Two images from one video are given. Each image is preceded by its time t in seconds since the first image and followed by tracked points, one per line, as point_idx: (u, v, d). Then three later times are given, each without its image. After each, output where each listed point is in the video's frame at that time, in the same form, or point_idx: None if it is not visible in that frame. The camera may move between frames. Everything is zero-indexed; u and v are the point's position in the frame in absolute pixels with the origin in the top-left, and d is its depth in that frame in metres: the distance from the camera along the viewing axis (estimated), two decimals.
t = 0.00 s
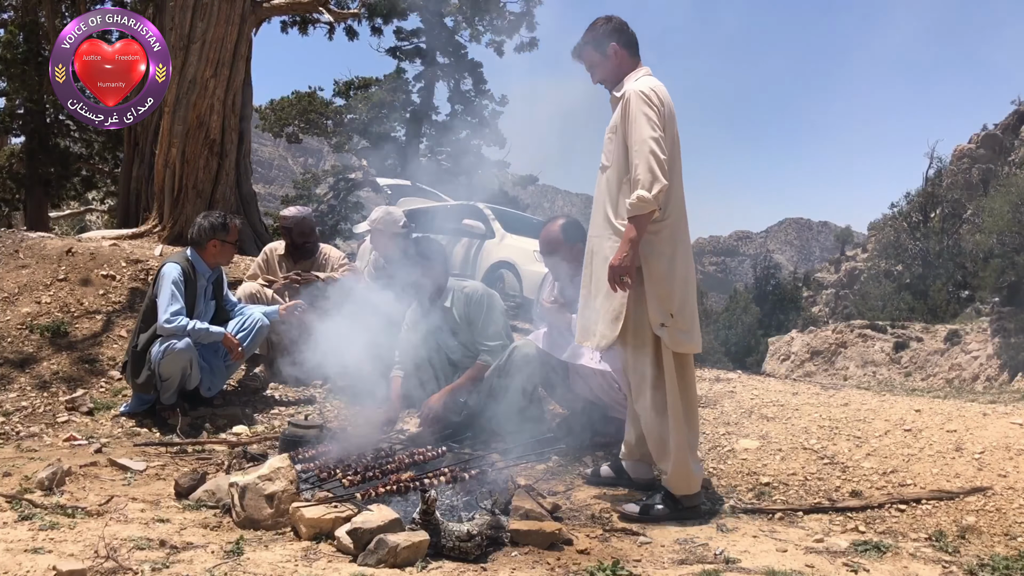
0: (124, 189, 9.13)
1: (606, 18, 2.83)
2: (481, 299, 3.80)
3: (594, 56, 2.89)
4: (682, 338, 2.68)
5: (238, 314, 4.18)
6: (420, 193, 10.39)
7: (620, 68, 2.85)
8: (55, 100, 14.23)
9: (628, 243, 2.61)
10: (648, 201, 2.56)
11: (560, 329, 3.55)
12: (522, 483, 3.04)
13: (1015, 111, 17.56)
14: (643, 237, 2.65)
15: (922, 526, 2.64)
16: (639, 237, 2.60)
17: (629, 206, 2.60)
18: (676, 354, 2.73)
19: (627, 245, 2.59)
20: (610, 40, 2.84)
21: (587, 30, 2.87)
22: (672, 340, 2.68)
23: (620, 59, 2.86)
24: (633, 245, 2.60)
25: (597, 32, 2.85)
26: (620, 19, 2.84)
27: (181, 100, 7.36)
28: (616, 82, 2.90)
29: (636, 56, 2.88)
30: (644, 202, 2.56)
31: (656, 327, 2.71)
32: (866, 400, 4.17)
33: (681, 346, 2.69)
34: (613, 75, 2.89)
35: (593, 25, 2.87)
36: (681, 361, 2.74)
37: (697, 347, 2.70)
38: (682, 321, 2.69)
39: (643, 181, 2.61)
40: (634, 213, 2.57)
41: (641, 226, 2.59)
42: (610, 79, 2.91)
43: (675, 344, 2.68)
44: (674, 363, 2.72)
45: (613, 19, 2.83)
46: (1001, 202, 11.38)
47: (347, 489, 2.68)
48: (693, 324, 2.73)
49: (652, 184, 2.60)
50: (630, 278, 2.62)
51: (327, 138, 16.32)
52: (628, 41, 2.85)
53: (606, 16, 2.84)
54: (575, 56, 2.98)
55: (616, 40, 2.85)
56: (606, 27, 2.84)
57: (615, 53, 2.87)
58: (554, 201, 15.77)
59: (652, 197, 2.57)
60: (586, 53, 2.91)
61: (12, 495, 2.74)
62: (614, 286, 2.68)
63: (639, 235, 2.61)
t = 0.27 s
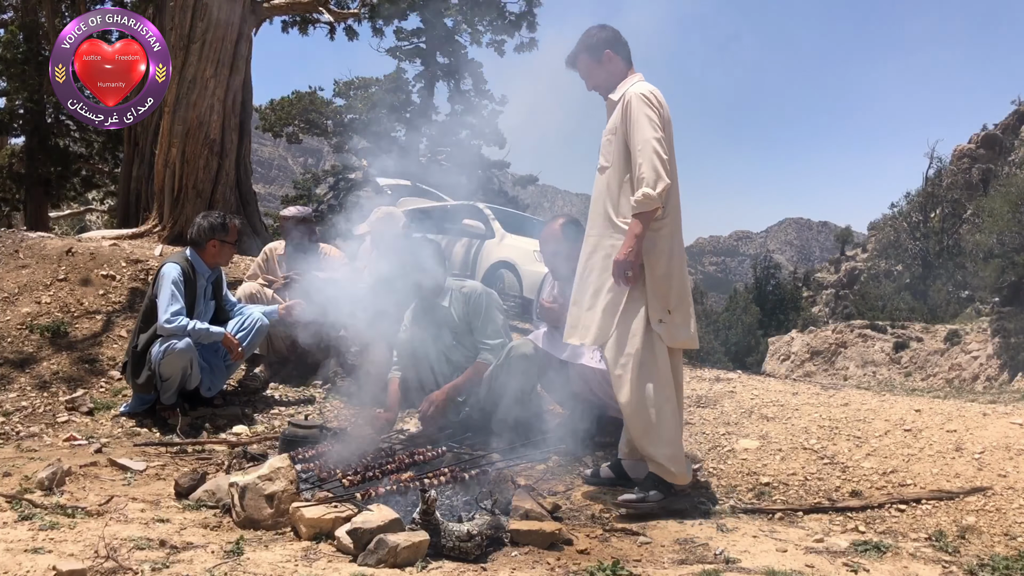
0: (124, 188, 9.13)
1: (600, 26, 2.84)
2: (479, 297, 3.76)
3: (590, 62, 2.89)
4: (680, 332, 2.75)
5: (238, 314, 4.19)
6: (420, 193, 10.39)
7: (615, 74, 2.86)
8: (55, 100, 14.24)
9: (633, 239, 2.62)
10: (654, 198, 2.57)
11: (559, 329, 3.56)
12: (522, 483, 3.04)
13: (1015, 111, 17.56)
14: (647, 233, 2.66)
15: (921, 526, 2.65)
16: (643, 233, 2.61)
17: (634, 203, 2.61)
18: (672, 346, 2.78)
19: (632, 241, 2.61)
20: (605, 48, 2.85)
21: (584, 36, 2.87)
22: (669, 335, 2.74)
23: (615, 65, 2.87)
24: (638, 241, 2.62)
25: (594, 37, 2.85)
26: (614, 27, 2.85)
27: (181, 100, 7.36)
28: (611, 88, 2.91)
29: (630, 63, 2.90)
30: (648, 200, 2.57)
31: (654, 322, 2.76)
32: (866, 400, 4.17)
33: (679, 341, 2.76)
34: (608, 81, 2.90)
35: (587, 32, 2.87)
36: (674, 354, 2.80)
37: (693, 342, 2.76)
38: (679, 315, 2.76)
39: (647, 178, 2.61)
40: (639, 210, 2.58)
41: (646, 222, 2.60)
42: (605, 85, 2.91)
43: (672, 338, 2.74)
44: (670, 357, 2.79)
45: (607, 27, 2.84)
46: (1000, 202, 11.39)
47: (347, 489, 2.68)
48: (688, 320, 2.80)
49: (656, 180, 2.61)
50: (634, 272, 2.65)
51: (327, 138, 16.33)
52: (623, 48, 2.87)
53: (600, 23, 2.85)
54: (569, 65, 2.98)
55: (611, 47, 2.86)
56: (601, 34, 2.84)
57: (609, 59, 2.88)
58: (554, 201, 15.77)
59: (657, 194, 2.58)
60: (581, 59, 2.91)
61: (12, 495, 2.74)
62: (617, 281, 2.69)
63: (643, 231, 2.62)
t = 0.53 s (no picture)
0: (124, 188, 9.13)
1: (598, 28, 2.84)
2: (480, 297, 3.74)
3: (588, 64, 2.89)
4: (682, 332, 2.74)
5: (237, 314, 4.18)
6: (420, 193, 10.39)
7: (613, 75, 2.86)
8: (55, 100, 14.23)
9: (640, 238, 2.62)
10: (660, 198, 2.57)
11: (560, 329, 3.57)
12: (522, 484, 3.04)
13: (1015, 111, 17.57)
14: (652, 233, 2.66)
15: (921, 526, 2.64)
16: (650, 232, 2.62)
17: (640, 203, 2.61)
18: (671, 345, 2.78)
19: (640, 240, 2.62)
20: (603, 49, 2.85)
21: (583, 37, 2.87)
22: (672, 334, 2.74)
23: (614, 67, 2.87)
24: (645, 241, 2.62)
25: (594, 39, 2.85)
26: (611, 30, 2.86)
27: (181, 100, 7.36)
28: (609, 90, 2.91)
29: (628, 65, 2.90)
30: (655, 199, 2.58)
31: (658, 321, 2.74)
32: (866, 400, 4.17)
33: (680, 340, 2.76)
34: (607, 83, 2.90)
35: (587, 34, 2.87)
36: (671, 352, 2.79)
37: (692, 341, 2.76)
38: (682, 315, 2.75)
39: (653, 179, 2.61)
40: (646, 210, 2.58)
41: (652, 221, 2.61)
42: (603, 87, 2.91)
43: (675, 337, 2.74)
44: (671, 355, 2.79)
45: (605, 30, 2.85)
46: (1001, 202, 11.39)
47: (347, 489, 2.68)
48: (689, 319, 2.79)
49: (661, 180, 2.62)
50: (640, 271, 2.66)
51: (327, 138, 16.33)
52: (621, 50, 2.88)
53: (598, 26, 2.85)
54: (567, 66, 2.97)
55: (609, 49, 2.86)
56: (600, 37, 2.85)
57: (607, 61, 2.88)
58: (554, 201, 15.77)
59: (663, 194, 2.58)
60: (579, 61, 2.90)
61: (12, 495, 2.74)
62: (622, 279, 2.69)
63: (649, 230, 2.63)
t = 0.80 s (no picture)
0: (124, 189, 9.13)
1: (598, 27, 2.84)
2: (482, 296, 3.75)
3: (588, 65, 2.89)
4: (679, 334, 2.72)
5: (237, 314, 4.18)
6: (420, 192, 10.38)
7: (613, 75, 2.87)
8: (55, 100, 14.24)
9: (638, 240, 2.63)
10: (659, 199, 2.59)
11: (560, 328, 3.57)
12: (522, 484, 3.04)
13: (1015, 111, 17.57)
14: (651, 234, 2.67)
15: (922, 526, 2.64)
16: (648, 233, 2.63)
17: (639, 204, 2.61)
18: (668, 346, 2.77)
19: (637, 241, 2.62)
20: (603, 49, 2.85)
21: (583, 38, 2.86)
22: (670, 335, 2.73)
23: (613, 68, 2.87)
24: (642, 242, 2.63)
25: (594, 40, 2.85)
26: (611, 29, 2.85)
27: (181, 100, 7.36)
28: (609, 90, 2.91)
29: (628, 65, 2.91)
30: (653, 201, 2.58)
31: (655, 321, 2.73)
32: (866, 399, 4.17)
33: (678, 342, 2.74)
34: (606, 83, 2.90)
35: (587, 34, 2.86)
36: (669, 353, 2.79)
37: (690, 342, 2.75)
38: (679, 316, 2.73)
39: (652, 180, 2.62)
40: (644, 211, 2.59)
41: (651, 222, 2.62)
42: (602, 87, 2.91)
43: (672, 339, 2.73)
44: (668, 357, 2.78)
45: (606, 29, 2.84)
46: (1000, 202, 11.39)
47: (347, 489, 2.68)
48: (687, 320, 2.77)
49: (661, 182, 2.63)
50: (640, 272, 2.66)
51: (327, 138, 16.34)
52: (620, 50, 2.88)
53: (598, 25, 2.85)
54: (566, 64, 2.97)
55: (609, 49, 2.86)
56: (601, 37, 2.84)
57: (608, 61, 2.87)
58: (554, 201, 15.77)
59: (662, 196, 2.59)
60: (580, 61, 2.90)
61: (12, 495, 2.74)
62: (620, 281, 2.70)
63: (647, 231, 2.63)
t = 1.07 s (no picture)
0: (124, 189, 9.13)
1: (599, 28, 2.83)
2: (483, 297, 3.76)
3: (588, 65, 2.89)
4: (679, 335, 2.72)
5: (238, 314, 4.17)
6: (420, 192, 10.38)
7: (613, 76, 2.86)
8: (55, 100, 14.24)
9: (636, 241, 2.64)
10: (656, 202, 2.59)
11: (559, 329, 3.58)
12: (522, 484, 3.05)
13: (1015, 111, 17.57)
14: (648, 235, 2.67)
15: (922, 526, 2.64)
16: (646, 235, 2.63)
17: (636, 206, 2.62)
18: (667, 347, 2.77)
19: (635, 243, 2.63)
20: (603, 49, 2.85)
21: (583, 39, 2.86)
22: (669, 336, 2.73)
23: (613, 70, 2.87)
24: (640, 244, 2.63)
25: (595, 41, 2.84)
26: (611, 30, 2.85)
27: (181, 100, 7.35)
28: (609, 91, 2.91)
29: (628, 66, 2.90)
30: (651, 203, 2.59)
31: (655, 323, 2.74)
32: (866, 399, 4.17)
33: (678, 343, 2.74)
34: (606, 83, 2.89)
35: (587, 34, 2.86)
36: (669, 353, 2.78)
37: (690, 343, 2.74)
38: (678, 317, 2.74)
39: (650, 182, 2.63)
40: (641, 213, 2.59)
41: (648, 224, 2.62)
42: (602, 88, 2.91)
43: (672, 340, 2.73)
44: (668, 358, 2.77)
45: (606, 29, 2.83)
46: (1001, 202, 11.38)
47: (347, 489, 2.67)
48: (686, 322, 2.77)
49: (658, 184, 2.63)
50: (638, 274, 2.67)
51: (326, 138, 16.34)
52: (620, 51, 2.87)
53: (598, 26, 2.84)
54: (566, 64, 2.96)
55: (609, 50, 2.86)
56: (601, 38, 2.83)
57: (608, 61, 2.87)
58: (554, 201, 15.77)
59: (659, 198, 2.60)
60: (580, 61, 2.89)
61: (12, 495, 2.74)
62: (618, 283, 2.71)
63: (645, 233, 2.64)
